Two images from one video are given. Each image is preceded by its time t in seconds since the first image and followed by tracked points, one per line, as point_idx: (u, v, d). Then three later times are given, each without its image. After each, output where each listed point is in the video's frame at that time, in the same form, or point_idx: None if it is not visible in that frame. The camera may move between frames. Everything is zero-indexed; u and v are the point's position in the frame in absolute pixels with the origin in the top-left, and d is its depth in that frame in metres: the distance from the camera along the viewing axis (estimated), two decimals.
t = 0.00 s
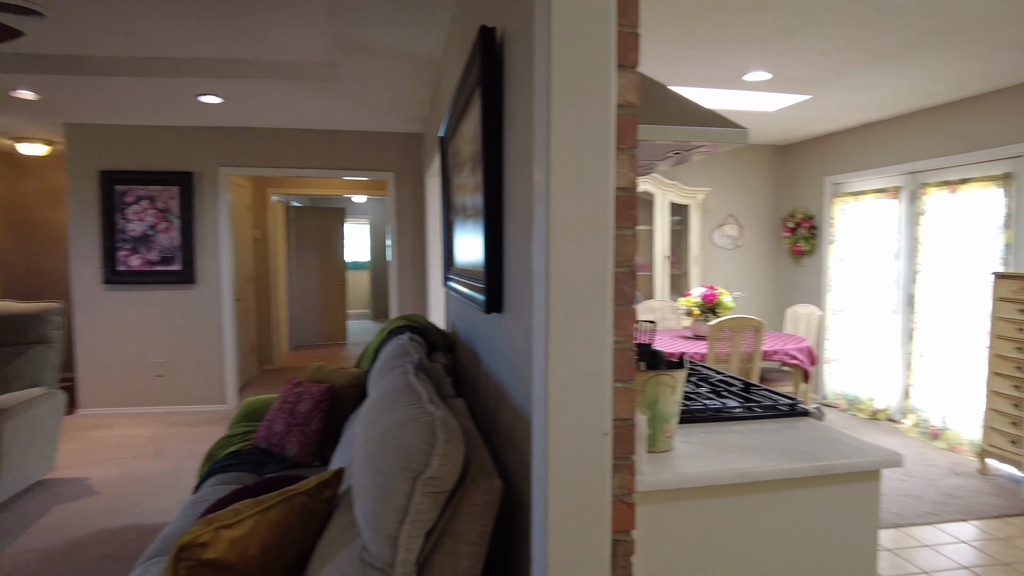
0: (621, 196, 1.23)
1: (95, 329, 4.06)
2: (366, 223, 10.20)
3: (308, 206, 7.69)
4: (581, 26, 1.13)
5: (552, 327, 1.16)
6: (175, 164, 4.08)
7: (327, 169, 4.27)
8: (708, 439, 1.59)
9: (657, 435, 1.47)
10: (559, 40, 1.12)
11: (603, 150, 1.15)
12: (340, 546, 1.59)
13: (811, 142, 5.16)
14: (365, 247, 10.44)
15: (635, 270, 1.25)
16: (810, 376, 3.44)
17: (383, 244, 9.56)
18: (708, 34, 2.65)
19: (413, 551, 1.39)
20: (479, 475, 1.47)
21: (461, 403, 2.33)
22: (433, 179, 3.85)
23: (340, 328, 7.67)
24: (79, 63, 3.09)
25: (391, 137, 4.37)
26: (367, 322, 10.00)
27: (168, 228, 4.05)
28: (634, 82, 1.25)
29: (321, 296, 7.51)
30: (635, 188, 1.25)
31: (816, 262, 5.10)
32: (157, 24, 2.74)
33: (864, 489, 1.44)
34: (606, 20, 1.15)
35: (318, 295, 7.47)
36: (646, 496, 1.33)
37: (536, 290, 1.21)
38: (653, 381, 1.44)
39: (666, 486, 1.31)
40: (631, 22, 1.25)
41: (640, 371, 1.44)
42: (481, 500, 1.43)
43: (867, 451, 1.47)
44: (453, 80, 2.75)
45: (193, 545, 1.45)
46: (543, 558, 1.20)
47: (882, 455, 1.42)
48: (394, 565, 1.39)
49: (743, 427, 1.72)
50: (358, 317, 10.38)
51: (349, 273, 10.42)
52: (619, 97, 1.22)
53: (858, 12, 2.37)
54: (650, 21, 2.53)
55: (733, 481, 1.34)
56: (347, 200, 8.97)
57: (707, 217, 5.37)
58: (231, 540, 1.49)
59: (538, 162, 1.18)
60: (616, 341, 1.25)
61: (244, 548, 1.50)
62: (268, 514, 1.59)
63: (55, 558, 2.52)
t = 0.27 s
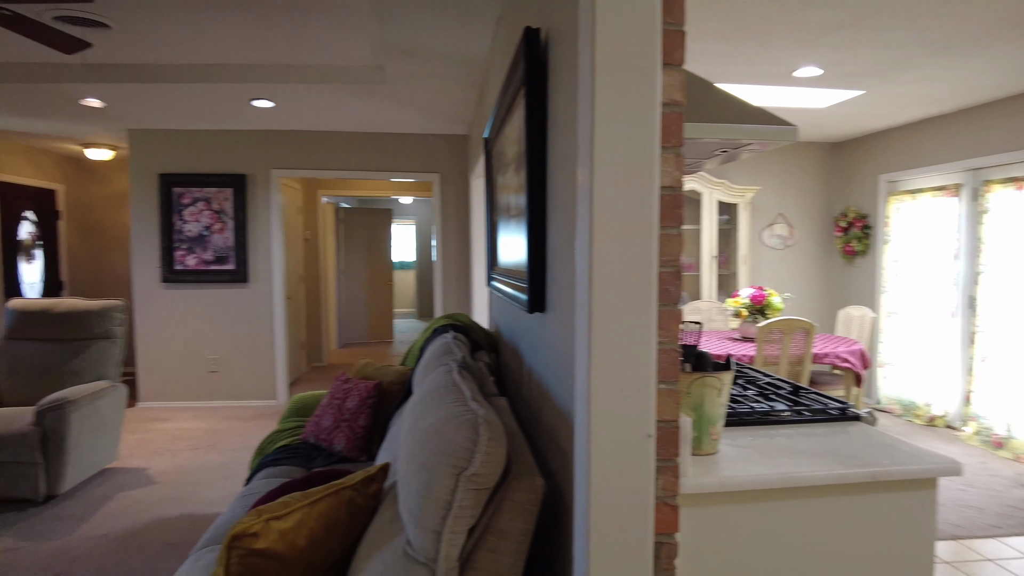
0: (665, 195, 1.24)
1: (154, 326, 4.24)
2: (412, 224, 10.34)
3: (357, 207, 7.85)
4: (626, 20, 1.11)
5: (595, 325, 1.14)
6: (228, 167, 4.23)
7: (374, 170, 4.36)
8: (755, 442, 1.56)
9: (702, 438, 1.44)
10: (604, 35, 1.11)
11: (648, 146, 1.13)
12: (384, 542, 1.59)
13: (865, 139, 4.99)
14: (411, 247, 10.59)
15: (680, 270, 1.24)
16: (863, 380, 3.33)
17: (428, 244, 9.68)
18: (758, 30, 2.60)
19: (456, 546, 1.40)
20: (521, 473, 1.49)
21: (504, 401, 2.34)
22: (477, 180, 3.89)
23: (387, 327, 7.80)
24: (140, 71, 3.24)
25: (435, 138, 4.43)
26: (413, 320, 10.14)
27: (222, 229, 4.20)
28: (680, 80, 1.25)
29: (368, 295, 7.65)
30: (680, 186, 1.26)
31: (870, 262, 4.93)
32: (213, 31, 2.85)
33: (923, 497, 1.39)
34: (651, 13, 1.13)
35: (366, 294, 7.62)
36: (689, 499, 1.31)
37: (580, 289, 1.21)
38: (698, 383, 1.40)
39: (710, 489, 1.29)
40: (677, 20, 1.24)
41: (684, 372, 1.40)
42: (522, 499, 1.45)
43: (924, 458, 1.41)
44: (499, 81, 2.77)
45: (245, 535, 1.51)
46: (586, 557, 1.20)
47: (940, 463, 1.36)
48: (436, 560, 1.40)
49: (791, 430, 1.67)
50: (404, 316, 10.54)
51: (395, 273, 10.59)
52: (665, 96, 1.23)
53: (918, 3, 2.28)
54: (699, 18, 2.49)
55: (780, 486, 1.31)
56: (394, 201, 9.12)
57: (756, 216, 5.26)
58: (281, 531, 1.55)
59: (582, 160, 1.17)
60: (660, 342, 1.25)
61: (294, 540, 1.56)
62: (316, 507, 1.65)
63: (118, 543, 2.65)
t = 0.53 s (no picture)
0: (709, 193, 1.20)
1: (203, 323, 4.38)
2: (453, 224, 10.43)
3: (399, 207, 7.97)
4: (669, 18, 1.09)
5: (636, 326, 1.13)
6: (273, 169, 4.34)
7: (414, 171, 4.42)
8: (800, 447, 1.52)
9: (746, 442, 1.41)
10: (647, 33, 1.09)
11: (691, 145, 1.11)
12: (424, 538, 1.60)
13: (919, 135, 4.82)
14: (452, 247, 10.68)
15: (723, 270, 1.21)
16: (914, 385, 3.22)
17: (468, 244, 9.75)
18: (807, 24, 2.54)
19: (494, 546, 1.40)
20: (559, 473, 1.49)
21: (543, 401, 2.34)
22: (517, 180, 3.90)
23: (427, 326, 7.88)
24: (191, 77, 3.35)
25: (475, 139, 4.46)
26: (453, 320, 10.22)
27: (269, 229, 4.32)
28: (724, 78, 1.23)
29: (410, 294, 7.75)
30: (724, 185, 1.21)
31: (923, 262, 4.76)
32: (260, 36, 2.93)
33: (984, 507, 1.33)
34: (694, 9, 1.11)
35: (407, 294, 7.71)
36: (731, 503, 1.29)
37: (620, 290, 1.19)
38: (741, 386, 1.38)
39: (753, 494, 1.27)
40: (721, 17, 1.22)
41: (728, 376, 1.39)
42: (561, 499, 1.45)
43: (979, 466, 1.35)
44: (540, 81, 2.78)
45: (288, 528, 1.54)
46: (625, 560, 1.18)
47: (997, 472, 1.31)
48: (475, 559, 1.40)
49: (838, 435, 1.62)
50: (445, 315, 10.63)
51: (436, 273, 10.69)
52: (707, 93, 1.21)
53: None
54: (746, 13, 2.45)
55: (826, 491, 1.28)
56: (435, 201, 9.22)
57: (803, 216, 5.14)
58: (324, 526, 1.57)
59: (623, 160, 1.16)
60: (703, 343, 1.23)
61: (335, 534, 1.59)
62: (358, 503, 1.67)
63: (171, 533, 2.75)
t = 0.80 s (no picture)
0: (751, 193, 1.18)
1: (247, 321, 4.50)
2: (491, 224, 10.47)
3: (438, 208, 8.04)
4: (710, 16, 1.08)
5: (676, 326, 1.11)
6: (315, 171, 4.44)
7: (454, 172, 4.46)
8: (846, 452, 1.47)
9: (788, 445, 1.37)
10: (687, 31, 1.08)
11: (733, 143, 1.09)
12: (461, 535, 1.60)
13: (973, 130, 4.64)
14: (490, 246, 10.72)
15: (767, 271, 1.19)
16: (968, 390, 3.10)
17: (506, 244, 9.77)
18: (856, 18, 2.47)
19: (531, 545, 1.39)
20: (597, 474, 1.48)
21: (580, 401, 2.33)
22: (555, 180, 3.89)
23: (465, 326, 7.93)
24: (237, 81, 3.45)
25: (512, 139, 4.47)
26: (491, 319, 10.26)
27: (312, 229, 4.42)
28: (767, 74, 1.19)
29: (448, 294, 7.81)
30: (767, 184, 1.19)
31: (977, 263, 4.58)
32: (304, 41, 3.00)
33: None
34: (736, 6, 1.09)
35: (445, 293, 7.78)
36: (774, 508, 1.26)
37: (659, 290, 1.18)
38: (785, 388, 1.33)
39: (797, 499, 1.24)
40: (762, 12, 1.19)
41: (771, 377, 1.34)
42: (598, 500, 1.44)
43: None
44: (579, 80, 2.77)
45: (329, 523, 1.58)
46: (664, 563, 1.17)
47: None
48: (512, 557, 1.40)
49: (886, 441, 1.57)
50: (482, 315, 10.68)
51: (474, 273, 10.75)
52: (750, 90, 1.17)
53: None
54: (792, 8, 2.40)
55: (874, 498, 1.23)
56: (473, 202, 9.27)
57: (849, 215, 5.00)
58: (363, 521, 1.61)
59: (662, 159, 1.14)
60: (745, 345, 1.20)
61: (375, 530, 1.62)
62: (397, 499, 1.70)
63: (219, 525, 2.83)
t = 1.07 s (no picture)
0: (794, 191, 1.16)
1: (288, 320, 4.61)
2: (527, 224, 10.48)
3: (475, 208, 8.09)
4: (751, 11, 1.06)
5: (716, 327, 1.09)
6: (355, 172, 4.52)
7: (492, 172, 4.48)
8: (894, 457, 1.43)
9: (831, 449, 1.33)
10: (727, 26, 1.06)
11: (775, 140, 1.07)
12: (498, 533, 1.61)
13: None
14: (526, 246, 10.73)
15: (810, 271, 1.17)
16: None
17: (542, 244, 9.78)
18: (907, 11, 2.40)
19: (567, 545, 1.39)
20: (635, 475, 1.46)
21: (617, 402, 2.31)
22: (594, 180, 3.87)
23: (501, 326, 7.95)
24: (280, 85, 3.53)
25: (549, 139, 4.47)
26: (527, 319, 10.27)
27: (352, 230, 4.50)
28: (810, 71, 1.18)
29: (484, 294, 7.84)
30: (811, 182, 1.17)
31: None
32: (345, 43, 3.06)
33: None
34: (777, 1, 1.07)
35: (481, 293, 7.81)
36: (816, 513, 1.23)
37: (699, 290, 1.16)
38: (828, 392, 1.30)
39: (840, 504, 1.21)
40: (805, 7, 1.17)
41: (813, 379, 1.32)
42: (636, 501, 1.42)
43: None
44: (618, 78, 2.76)
45: (368, 518, 1.61)
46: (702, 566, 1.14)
47: None
48: (549, 556, 1.39)
49: (936, 446, 1.52)
50: (518, 315, 10.69)
51: (511, 273, 10.77)
52: (793, 87, 1.16)
53: None
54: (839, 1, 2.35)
55: (922, 505, 1.20)
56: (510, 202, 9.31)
57: (896, 214, 4.86)
58: (401, 517, 1.63)
59: (702, 157, 1.13)
60: (787, 346, 1.18)
61: (412, 526, 1.64)
62: (434, 496, 1.72)
63: (261, 520, 2.91)
